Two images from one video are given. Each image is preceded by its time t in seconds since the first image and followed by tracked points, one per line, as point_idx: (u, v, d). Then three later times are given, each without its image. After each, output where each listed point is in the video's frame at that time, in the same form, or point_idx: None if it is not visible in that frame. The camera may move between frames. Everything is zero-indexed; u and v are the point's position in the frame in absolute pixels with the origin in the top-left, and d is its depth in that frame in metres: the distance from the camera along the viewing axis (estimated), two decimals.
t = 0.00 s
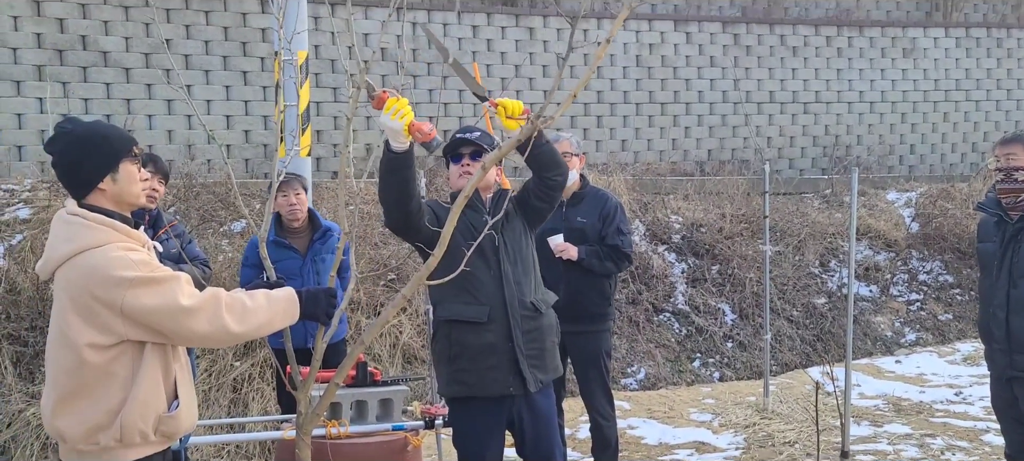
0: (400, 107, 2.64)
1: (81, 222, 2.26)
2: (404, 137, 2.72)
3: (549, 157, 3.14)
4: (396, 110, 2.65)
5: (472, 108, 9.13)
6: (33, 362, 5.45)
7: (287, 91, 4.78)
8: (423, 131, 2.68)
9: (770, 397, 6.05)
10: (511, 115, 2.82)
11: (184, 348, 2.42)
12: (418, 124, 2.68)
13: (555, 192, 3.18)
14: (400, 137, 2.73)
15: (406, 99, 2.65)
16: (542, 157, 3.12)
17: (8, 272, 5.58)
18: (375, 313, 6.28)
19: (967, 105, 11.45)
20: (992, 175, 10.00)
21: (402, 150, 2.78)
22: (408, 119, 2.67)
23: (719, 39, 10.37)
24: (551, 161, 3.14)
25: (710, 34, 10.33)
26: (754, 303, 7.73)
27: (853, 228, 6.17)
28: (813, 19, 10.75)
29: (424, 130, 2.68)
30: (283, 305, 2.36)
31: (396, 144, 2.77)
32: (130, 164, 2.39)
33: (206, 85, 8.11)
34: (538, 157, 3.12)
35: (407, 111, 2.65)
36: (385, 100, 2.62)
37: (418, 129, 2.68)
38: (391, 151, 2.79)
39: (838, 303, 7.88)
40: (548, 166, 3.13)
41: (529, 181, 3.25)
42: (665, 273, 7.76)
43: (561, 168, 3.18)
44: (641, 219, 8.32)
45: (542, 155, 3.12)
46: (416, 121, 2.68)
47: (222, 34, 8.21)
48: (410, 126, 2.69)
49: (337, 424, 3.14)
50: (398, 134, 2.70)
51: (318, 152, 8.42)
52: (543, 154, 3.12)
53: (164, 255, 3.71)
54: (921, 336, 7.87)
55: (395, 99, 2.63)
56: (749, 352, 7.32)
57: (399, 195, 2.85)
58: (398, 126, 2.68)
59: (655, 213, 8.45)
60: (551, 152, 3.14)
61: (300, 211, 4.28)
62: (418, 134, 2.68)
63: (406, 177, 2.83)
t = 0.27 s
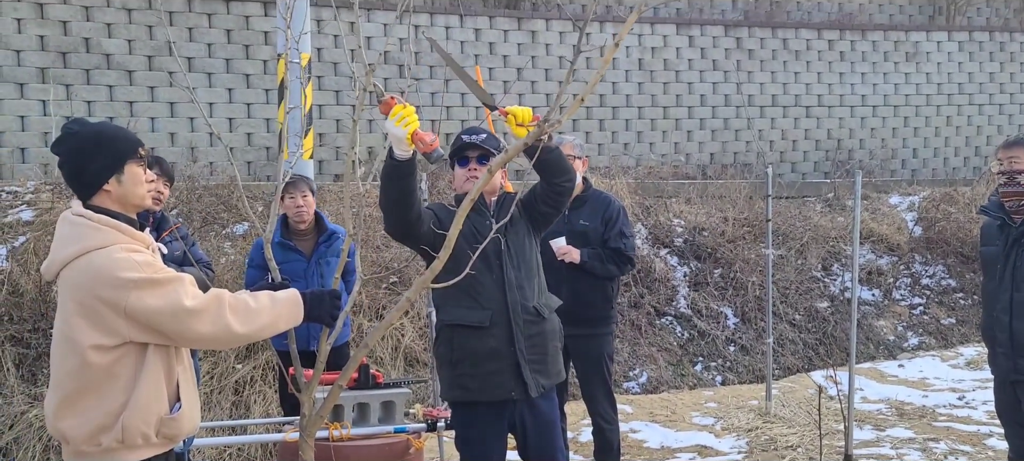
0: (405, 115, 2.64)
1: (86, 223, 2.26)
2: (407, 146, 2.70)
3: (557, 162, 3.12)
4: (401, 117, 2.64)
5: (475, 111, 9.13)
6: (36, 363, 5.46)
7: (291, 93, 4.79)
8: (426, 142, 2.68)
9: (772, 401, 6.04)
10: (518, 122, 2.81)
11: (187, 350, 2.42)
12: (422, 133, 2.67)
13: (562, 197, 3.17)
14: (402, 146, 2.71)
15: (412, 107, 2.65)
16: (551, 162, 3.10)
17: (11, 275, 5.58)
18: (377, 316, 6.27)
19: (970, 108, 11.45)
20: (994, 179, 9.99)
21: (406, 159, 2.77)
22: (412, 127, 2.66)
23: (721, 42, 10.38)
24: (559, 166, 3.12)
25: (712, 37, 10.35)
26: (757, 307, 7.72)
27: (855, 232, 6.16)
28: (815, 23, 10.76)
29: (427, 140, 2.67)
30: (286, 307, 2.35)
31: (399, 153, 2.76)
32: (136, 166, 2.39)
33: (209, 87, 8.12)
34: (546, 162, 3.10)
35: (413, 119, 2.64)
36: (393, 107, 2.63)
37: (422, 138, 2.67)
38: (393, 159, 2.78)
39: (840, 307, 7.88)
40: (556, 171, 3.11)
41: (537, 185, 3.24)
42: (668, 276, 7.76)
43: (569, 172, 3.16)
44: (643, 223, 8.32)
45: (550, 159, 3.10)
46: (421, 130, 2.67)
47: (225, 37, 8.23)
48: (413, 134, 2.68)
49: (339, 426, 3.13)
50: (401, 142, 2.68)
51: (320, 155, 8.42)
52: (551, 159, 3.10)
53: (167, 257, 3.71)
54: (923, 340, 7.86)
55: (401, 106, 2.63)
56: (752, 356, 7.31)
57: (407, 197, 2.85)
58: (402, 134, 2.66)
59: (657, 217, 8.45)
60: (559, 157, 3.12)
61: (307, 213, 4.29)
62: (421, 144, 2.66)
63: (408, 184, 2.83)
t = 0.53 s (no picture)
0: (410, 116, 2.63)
1: (92, 222, 2.27)
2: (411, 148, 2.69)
3: (561, 164, 3.07)
4: (406, 119, 2.63)
5: (476, 112, 9.14)
6: (38, 364, 5.46)
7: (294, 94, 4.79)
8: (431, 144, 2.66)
9: (774, 403, 6.04)
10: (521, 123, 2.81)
11: (191, 350, 2.42)
12: (426, 135, 2.66)
13: (566, 198, 3.14)
14: (407, 148, 2.70)
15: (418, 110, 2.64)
16: (555, 164, 3.06)
17: (13, 275, 5.59)
18: (379, 317, 6.27)
19: (972, 111, 11.45)
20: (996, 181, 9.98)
21: (409, 161, 2.77)
22: (417, 129, 2.65)
23: (722, 44, 10.38)
24: (563, 168, 3.08)
25: (714, 39, 10.35)
26: (758, 309, 7.71)
27: (857, 233, 6.15)
28: (817, 25, 10.76)
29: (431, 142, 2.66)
30: (290, 308, 2.35)
31: (403, 156, 2.75)
32: (143, 166, 2.39)
33: (211, 88, 8.13)
34: (550, 164, 3.05)
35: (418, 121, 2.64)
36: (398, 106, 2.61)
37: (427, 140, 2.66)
38: (396, 160, 2.78)
39: (842, 309, 7.87)
40: (560, 174, 3.08)
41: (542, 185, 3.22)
42: (669, 278, 7.75)
43: (574, 174, 3.12)
44: (645, 224, 8.32)
45: (553, 161, 3.05)
46: (426, 133, 2.67)
47: (227, 38, 8.23)
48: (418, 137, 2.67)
49: (341, 427, 3.11)
50: (406, 144, 2.68)
51: (322, 156, 8.42)
52: (555, 161, 3.06)
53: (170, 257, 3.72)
54: (925, 342, 7.85)
55: (408, 108, 2.62)
56: (753, 357, 7.31)
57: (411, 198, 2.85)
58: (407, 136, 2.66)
59: (659, 218, 8.45)
60: (563, 158, 3.08)
61: (310, 214, 4.29)
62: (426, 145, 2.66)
63: (413, 185, 2.82)
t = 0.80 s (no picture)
0: (414, 126, 2.63)
1: (95, 221, 2.27)
2: (411, 157, 2.72)
3: (568, 167, 3.06)
4: (410, 127, 2.64)
5: (478, 112, 9.14)
6: (39, 363, 5.47)
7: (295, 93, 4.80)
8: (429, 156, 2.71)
9: (776, 403, 6.04)
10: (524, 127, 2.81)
11: (194, 349, 2.42)
12: (426, 146, 2.69)
13: (571, 201, 3.14)
14: (407, 155, 2.72)
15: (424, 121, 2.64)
16: (561, 167, 3.05)
17: (15, 274, 5.59)
18: (381, 317, 6.28)
19: (974, 111, 11.44)
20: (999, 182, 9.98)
21: (410, 168, 2.78)
22: (419, 138, 2.67)
23: (725, 44, 10.38)
24: (569, 172, 3.07)
25: (716, 39, 10.34)
26: (760, 309, 7.71)
27: (860, 233, 6.14)
28: (819, 25, 10.76)
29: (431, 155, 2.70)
30: (293, 307, 2.35)
31: (403, 162, 2.77)
32: (146, 164, 2.39)
33: (213, 88, 8.13)
34: (556, 167, 3.04)
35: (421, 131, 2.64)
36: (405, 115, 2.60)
37: (426, 152, 2.69)
38: (397, 165, 2.79)
39: (844, 309, 7.87)
40: (566, 177, 3.07)
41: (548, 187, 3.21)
42: (671, 278, 7.75)
43: (581, 177, 3.11)
44: (646, 224, 8.32)
45: (559, 164, 3.04)
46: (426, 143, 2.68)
47: (229, 38, 8.23)
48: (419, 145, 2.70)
49: (342, 426, 3.10)
50: (407, 150, 2.70)
51: (324, 156, 8.43)
52: (561, 164, 3.05)
53: (173, 256, 3.72)
54: (927, 342, 7.84)
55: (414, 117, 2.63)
56: (755, 357, 7.30)
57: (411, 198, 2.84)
58: (407, 143, 2.68)
59: (661, 218, 8.44)
60: (570, 161, 3.07)
61: (312, 213, 4.29)
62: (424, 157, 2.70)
63: (412, 191, 2.83)
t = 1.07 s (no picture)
0: (414, 134, 2.68)
1: (98, 220, 2.27)
2: (411, 166, 2.75)
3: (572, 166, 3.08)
4: (409, 136, 2.69)
5: (481, 111, 9.14)
6: (43, 362, 5.48)
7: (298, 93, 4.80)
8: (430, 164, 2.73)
9: (779, 402, 6.03)
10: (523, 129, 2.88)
11: (197, 348, 2.42)
12: (426, 154, 2.73)
13: (576, 200, 3.14)
14: (407, 165, 2.75)
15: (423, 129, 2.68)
16: (565, 166, 3.06)
17: (18, 274, 5.60)
18: (384, 316, 6.28)
19: (977, 110, 11.43)
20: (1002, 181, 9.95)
21: (410, 178, 2.80)
22: (419, 147, 2.71)
23: (728, 43, 10.36)
24: (573, 171, 3.09)
25: (719, 38, 10.32)
26: (763, 308, 7.70)
27: (863, 233, 6.13)
28: (822, 24, 10.73)
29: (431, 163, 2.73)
30: (296, 307, 2.35)
31: (403, 173, 2.79)
32: (148, 163, 2.39)
33: (216, 88, 8.14)
34: (560, 166, 3.06)
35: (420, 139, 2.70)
36: (405, 122, 2.65)
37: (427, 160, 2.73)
38: (396, 176, 2.81)
39: (847, 308, 7.86)
40: (570, 176, 3.08)
41: (553, 187, 3.22)
42: (673, 277, 7.74)
43: (585, 176, 3.13)
44: (649, 224, 8.31)
45: (564, 163, 3.06)
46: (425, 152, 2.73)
47: (232, 38, 8.24)
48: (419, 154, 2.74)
49: (346, 425, 3.12)
50: (405, 160, 2.73)
51: (327, 156, 8.43)
52: (566, 163, 3.06)
53: (176, 256, 3.72)
54: (931, 341, 7.83)
55: (413, 127, 2.67)
56: (758, 357, 7.30)
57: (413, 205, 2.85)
58: (407, 154, 2.72)
59: (663, 218, 8.44)
60: (574, 161, 3.08)
61: (315, 213, 4.29)
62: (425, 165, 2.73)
63: (413, 194, 2.83)
